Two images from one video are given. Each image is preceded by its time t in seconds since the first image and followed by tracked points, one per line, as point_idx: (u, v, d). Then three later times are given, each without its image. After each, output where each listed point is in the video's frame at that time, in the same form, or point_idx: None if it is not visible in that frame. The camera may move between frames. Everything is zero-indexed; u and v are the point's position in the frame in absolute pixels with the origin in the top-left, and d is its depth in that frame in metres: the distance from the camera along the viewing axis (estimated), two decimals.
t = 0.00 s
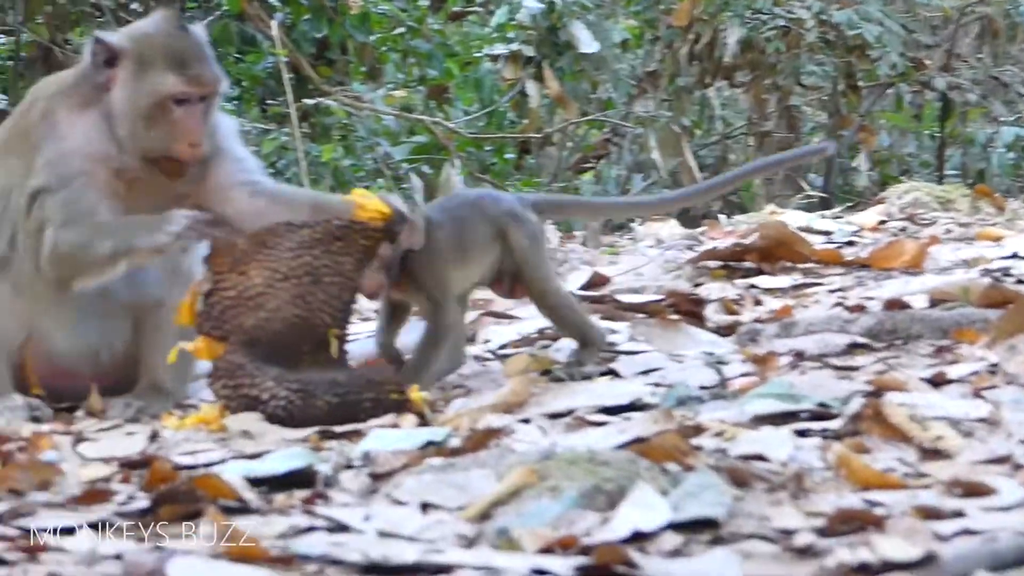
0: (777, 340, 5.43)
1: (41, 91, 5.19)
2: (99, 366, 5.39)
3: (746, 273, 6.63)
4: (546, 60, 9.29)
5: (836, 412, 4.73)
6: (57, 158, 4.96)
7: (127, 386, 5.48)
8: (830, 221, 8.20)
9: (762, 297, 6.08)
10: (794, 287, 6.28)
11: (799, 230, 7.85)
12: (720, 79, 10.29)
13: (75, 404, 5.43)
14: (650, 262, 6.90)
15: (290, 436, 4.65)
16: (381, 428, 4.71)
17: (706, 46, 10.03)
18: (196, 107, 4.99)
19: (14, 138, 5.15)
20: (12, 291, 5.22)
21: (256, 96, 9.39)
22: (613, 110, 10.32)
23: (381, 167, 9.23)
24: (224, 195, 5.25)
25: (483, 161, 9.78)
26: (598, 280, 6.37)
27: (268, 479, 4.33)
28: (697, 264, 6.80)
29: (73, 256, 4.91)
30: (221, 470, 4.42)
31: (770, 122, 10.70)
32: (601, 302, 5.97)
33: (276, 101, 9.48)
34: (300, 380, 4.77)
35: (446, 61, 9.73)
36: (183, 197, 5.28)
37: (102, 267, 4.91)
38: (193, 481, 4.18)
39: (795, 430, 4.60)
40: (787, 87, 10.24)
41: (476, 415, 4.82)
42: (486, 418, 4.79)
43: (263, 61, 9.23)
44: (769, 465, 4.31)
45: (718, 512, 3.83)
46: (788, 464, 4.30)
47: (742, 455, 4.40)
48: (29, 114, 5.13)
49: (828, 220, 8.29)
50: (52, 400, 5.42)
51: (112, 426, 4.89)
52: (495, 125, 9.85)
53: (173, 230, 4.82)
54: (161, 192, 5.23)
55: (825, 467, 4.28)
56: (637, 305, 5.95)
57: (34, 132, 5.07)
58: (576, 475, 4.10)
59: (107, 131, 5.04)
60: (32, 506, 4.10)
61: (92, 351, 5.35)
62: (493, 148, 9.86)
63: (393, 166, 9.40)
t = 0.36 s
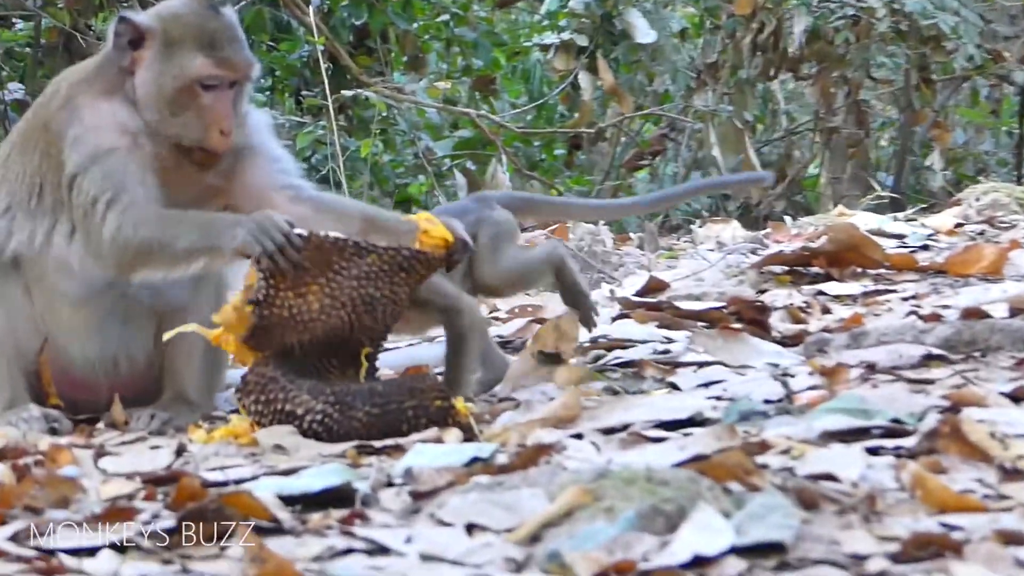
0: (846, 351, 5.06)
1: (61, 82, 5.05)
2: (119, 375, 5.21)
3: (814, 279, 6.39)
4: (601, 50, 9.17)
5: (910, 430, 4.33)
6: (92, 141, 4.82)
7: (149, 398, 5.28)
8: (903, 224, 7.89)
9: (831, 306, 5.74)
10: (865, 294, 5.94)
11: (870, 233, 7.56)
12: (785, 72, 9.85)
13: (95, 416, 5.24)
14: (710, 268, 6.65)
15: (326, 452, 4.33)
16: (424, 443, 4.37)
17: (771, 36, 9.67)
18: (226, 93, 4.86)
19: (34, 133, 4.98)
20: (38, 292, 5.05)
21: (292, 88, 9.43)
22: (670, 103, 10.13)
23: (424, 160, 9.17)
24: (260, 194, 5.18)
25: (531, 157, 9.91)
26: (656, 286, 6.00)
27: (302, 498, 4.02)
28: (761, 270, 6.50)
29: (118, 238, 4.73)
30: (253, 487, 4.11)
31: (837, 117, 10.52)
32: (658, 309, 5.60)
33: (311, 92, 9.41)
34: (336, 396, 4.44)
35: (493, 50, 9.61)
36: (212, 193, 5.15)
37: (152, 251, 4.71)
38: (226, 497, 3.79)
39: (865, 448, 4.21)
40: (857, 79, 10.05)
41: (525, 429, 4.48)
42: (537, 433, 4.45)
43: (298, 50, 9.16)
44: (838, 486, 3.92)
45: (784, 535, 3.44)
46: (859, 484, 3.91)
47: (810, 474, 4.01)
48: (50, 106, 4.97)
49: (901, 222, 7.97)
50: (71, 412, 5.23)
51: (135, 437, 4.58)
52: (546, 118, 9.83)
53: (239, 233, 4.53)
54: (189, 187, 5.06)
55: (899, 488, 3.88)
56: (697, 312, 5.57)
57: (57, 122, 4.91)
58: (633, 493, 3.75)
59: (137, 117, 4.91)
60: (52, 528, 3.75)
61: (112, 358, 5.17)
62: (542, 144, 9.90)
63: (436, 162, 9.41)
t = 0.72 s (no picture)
0: (949, 360, 4.54)
1: (87, 62, 4.72)
2: (133, 387, 4.87)
3: (911, 280, 6.01)
4: (672, 24, 8.23)
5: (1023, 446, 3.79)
6: (124, 125, 4.43)
7: (168, 412, 4.92)
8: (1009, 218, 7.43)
9: (931, 309, 5.24)
10: (969, 296, 5.44)
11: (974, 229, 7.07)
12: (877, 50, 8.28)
13: (111, 428, 4.89)
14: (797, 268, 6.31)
15: (370, 468, 3.90)
16: (479, 459, 3.93)
17: (860, 9, 8.03)
18: (266, 89, 4.51)
19: (53, 115, 4.64)
20: (53, 298, 4.71)
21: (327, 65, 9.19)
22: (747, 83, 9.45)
23: (472, 145, 8.89)
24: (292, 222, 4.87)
25: (594, 143, 9.54)
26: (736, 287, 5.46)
27: (346, 519, 3.61)
28: (852, 269, 6.18)
29: (159, 236, 4.35)
30: (291, 507, 3.70)
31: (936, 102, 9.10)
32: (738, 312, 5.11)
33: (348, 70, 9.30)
34: (378, 409, 4.01)
35: (551, 26, 9.23)
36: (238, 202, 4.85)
37: (201, 259, 4.34)
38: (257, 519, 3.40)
39: (972, 466, 3.68)
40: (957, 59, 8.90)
41: (592, 444, 4.03)
42: (605, 448, 4.00)
43: (335, 23, 8.87)
44: (941, 509, 3.42)
45: (881, 563, 3.00)
46: (965, 506, 3.40)
47: (910, 496, 3.51)
48: (73, 87, 4.64)
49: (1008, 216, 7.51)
50: (86, 423, 4.89)
51: (160, 450, 4.19)
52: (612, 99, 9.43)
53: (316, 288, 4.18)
54: (222, 190, 4.78)
55: (1011, 510, 3.37)
56: (780, 315, 5.04)
57: (80, 103, 4.56)
58: (712, 514, 3.28)
59: (170, 101, 4.57)
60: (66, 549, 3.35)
61: (128, 367, 4.84)
62: (605, 129, 9.60)
63: (487, 148, 9.08)
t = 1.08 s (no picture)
0: None
1: (118, 35, 4.37)
2: (178, 395, 4.49)
3: None
4: None
5: None
6: (153, 112, 4.12)
7: (222, 420, 4.55)
8: None
9: None
10: None
11: None
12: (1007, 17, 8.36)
13: (154, 436, 4.53)
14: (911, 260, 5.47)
15: (442, 482, 3.54)
16: (563, 472, 3.54)
17: None
18: (317, 63, 4.10)
19: (84, 94, 4.32)
20: (81, 292, 4.34)
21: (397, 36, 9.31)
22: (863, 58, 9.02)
23: (559, 125, 9.09)
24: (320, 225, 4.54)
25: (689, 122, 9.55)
26: (846, 282, 5.04)
27: (415, 539, 3.23)
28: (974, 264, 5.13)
29: (190, 235, 4.03)
30: (354, 524, 3.34)
31: None
32: (850, 311, 4.69)
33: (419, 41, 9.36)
34: (442, 402, 3.61)
35: None
36: (269, 201, 4.47)
37: (234, 268, 3.98)
38: (315, 538, 3.08)
39: None
40: None
41: (687, 457, 3.63)
42: (701, 460, 3.61)
43: None
44: None
45: None
46: None
47: None
48: (102, 64, 4.32)
49: None
50: (128, 431, 4.52)
51: (211, 462, 3.89)
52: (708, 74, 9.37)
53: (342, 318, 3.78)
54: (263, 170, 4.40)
55: None
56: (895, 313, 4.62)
57: (111, 80, 4.25)
58: (821, 535, 2.86)
59: (207, 79, 4.20)
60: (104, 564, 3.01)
61: (171, 371, 4.45)
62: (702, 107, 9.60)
63: (572, 126, 9.13)
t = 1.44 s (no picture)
0: None
1: (117, 24, 4.19)
2: (180, 397, 4.38)
3: None
4: None
5: None
6: (153, 110, 4.00)
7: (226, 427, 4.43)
8: None
9: None
10: None
11: None
12: None
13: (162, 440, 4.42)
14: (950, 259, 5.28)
15: (460, 489, 3.41)
16: (584, 481, 3.40)
17: None
18: (324, 49, 4.01)
19: (80, 86, 4.18)
20: (80, 290, 4.24)
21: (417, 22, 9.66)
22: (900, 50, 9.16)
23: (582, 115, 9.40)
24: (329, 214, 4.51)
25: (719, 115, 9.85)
26: (882, 283, 4.88)
27: (431, 550, 3.08)
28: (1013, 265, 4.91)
29: (186, 243, 3.97)
30: (368, 534, 3.20)
31: None
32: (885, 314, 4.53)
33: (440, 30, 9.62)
34: (458, 389, 3.50)
35: None
36: (278, 190, 4.43)
37: (235, 277, 3.91)
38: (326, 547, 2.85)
39: None
40: None
41: (714, 465, 3.50)
42: (727, 468, 3.47)
43: None
44: None
45: None
46: None
47: None
48: (101, 53, 4.16)
49: None
50: (134, 435, 4.41)
51: (219, 468, 3.81)
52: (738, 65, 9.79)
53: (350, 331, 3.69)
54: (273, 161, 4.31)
55: None
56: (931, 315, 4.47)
57: (110, 71, 4.10)
58: (850, 546, 2.74)
59: (209, 73, 4.10)
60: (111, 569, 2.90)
61: (174, 373, 4.34)
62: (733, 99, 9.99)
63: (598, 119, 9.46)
